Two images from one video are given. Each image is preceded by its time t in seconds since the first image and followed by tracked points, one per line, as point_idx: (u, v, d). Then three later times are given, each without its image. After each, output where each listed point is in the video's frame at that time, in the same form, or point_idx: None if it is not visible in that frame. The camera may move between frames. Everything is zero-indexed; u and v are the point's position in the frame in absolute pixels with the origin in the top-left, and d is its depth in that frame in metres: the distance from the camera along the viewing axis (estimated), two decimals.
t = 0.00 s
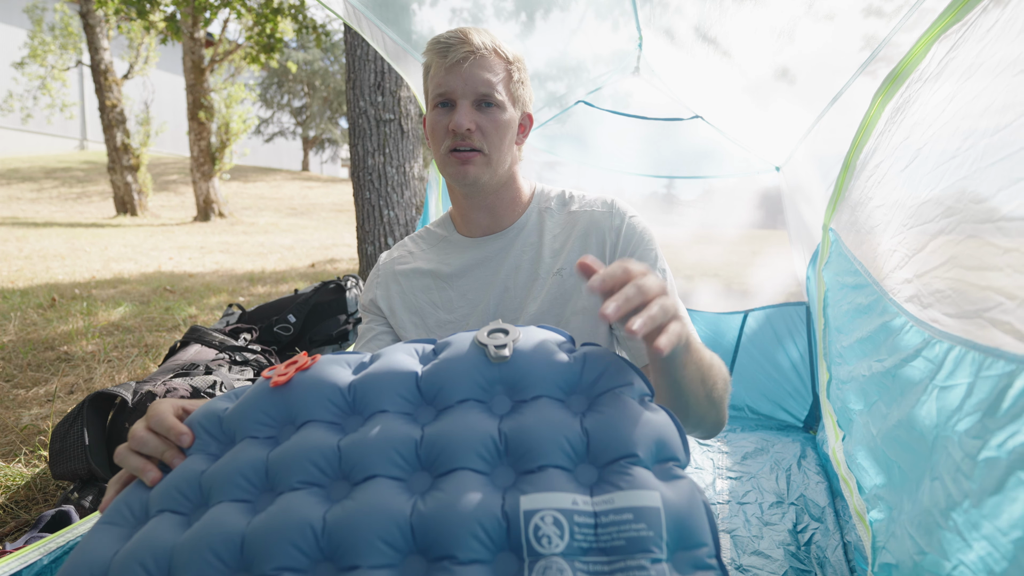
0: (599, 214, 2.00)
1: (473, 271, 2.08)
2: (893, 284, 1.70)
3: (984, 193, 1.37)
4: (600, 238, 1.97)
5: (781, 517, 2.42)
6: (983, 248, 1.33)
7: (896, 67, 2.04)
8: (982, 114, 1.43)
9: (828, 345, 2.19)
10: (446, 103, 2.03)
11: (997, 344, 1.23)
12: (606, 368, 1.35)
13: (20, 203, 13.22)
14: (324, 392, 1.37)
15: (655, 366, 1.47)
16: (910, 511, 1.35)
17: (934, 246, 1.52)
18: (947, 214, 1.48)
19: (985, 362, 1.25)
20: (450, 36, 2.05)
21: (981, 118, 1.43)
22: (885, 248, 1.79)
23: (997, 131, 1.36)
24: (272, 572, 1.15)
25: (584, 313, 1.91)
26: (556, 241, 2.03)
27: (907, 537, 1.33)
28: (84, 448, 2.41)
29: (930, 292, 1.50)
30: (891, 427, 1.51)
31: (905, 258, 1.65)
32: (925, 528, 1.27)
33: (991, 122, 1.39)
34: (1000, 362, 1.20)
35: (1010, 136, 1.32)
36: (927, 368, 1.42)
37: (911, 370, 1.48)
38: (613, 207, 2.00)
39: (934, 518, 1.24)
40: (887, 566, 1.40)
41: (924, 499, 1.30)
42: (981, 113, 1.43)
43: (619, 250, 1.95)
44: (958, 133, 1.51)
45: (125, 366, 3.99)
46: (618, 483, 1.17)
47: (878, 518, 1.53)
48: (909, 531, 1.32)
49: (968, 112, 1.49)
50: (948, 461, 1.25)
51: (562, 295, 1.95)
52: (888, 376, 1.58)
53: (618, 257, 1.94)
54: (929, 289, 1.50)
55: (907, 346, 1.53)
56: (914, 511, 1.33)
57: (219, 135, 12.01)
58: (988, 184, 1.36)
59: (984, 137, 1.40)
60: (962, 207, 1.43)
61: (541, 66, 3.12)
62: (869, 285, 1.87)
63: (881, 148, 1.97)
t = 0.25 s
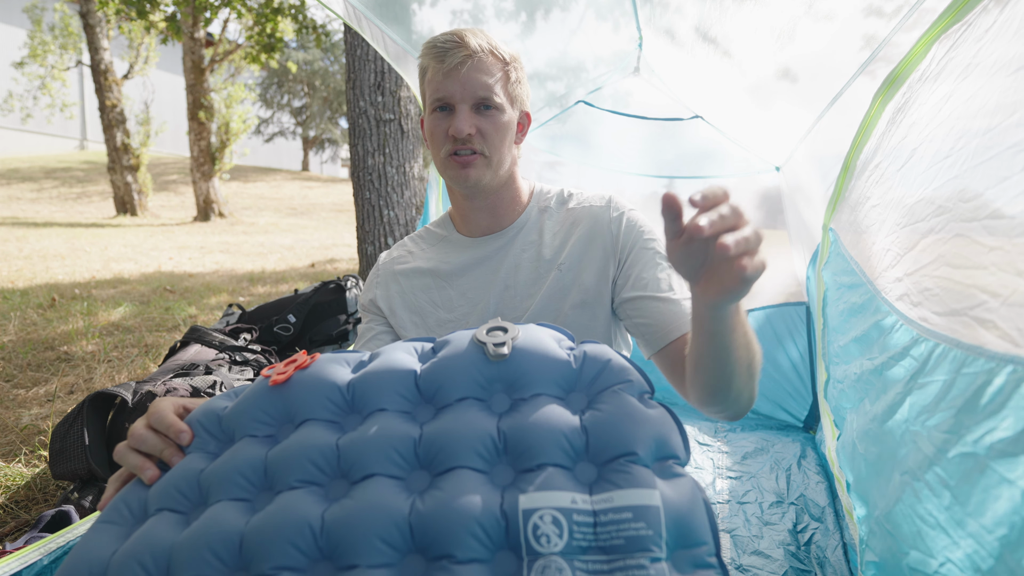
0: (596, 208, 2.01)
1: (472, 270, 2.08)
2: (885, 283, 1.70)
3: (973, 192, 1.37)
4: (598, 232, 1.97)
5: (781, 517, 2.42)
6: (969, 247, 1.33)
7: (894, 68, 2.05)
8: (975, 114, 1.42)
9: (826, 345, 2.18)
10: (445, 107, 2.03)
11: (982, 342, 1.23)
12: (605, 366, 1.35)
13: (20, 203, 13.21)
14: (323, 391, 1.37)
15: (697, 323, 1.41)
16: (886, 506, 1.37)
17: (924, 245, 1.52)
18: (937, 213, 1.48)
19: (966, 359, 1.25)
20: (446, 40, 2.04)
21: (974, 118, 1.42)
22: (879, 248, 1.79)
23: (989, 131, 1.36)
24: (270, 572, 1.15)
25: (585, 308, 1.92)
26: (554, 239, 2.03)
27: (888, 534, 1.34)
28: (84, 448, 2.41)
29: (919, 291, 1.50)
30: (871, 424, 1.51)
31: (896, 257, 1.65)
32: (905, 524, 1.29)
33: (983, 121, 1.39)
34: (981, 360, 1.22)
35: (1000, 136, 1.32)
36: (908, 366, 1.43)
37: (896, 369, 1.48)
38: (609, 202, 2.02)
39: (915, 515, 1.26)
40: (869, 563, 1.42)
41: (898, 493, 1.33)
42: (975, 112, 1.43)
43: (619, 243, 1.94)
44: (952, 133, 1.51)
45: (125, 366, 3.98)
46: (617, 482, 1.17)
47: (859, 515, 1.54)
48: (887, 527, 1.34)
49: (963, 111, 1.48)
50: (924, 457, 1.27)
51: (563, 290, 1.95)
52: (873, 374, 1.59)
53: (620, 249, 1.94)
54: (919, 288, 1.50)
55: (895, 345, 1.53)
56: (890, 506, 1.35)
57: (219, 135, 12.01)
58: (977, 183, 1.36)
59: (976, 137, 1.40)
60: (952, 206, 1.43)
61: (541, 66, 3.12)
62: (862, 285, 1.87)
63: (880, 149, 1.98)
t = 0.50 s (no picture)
0: (597, 205, 2.01)
1: (474, 270, 2.08)
2: (881, 284, 1.70)
3: (968, 192, 1.37)
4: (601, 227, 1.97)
5: (781, 516, 2.42)
6: (963, 247, 1.33)
7: (892, 70, 2.05)
8: (974, 114, 1.42)
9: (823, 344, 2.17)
10: (443, 113, 2.03)
11: (976, 342, 1.23)
12: (609, 369, 1.35)
13: (20, 203, 13.22)
14: (326, 392, 1.37)
15: (718, 291, 1.41)
16: (881, 506, 1.37)
17: (919, 245, 1.52)
18: (933, 214, 1.48)
19: (959, 359, 1.25)
20: (442, 44, 2.02)
21: (972, 119, 1.42)
22: (876, 248, 1.80)
23: (986, 130, 1.36)
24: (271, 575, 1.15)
25: (588, 305, 1.92)
26: (556, 237, 2.04)
27: (883, 534, 1.35)
28: (84, 448, 2.41)
29: (914, 290, 1.49)
30: (861, 422, 1.54)
31: (893, 257, 1.65)
32: (901, 524, 1.29)
33: (981, 121, 1.39)
34: (974, 360, 1.22)
35: (997, 136, 1.32)
36: (902, 365, 1.44)
37: (888, 368, 1.49)
38: (610, 199, 2.02)
39: (911, 516, 1.26)
40: (866, 563, 1.43)
41: (892, 493, 1.33)
42: (973, 113, 1.43)
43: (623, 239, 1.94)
44: (951, 133, 1.51)
45: (125, 366, 3.99)
46: (621, 489, 1.17)
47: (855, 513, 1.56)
48: (882, 528, 1.35)
49: (961, 112, 1.48)
50: (919, 456, 1.27)
51: (566, 287, 1.95)
52: (866, 373, 1.59)
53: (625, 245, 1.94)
54: (913, 288, 1.50)
55: (888, 344, 1.54)
56: (884, 506, 1.35)
57: (219, 135, 12.01)
58: (972, 183, 1.36)
59: (973, 137, 1.40)
60: (947, 206, 1.43)
61: (541, 67, 3.12)
62: (858, 285, 1.88)
63: (880, 150, 1.98)
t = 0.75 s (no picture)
0: (601, 208, 2.02)
1: (476, 271, 2.08)
2: (879, 283, 1.70)
3: (966, 192, 1.37)
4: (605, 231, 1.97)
5: (781, 516, 2.42)
6: (961, 247, 1.33)
7: (891, 71, 2.05)
8: (972, 114, 1.42)
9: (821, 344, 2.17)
10: (449, 123, 2.01)
11: (974, 342, 1.23)
12: (609, 369, 1.36)
13: (20, 203, 13.21)
14: (326, 392, 1.37)
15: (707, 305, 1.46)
16: (882, 506, 1.37)
17: (918, 245, 1.52)
18: (932, 213, 1.48)
19: (958, 358, 1.25)
20: (446, 52, 1.98)
21: (970, 119, 1.42)
22: (874, 248, 1.80)
23: (985, 130, 1.36)
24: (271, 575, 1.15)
25: (591, 307, 1.93)
26: (559, 239, 2.04)
27: (883, 533, 1.34)
28: (84, 448, 2.41)
29: (912, 290, 1.49)
30: (862, 422, 1.54)
31: (891, 257, 1.65)
32: (899, 523, 1.29)
33: (980, 121, 1.38)
34: (973, 359, 1.21)
35: (995, 136, 1.32)
36: (902, 365, 1.43)
37: (888, 368, 1.49)
38: (614, 201, 2.02)
39: (908, 514, 1.26)
40: (865, 562, 1.42)
41: (893, 493, 1.33)
42: (971, 113, 1.43)
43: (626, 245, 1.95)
44: (949, 132, 1.50)
45: (125, 366, 3.99)
46: (621, 488, 1.17)
47: (856, 514, 1.55)
48: (882, 527, 1.35)
49: (960, 111, 1.48)
50: (917, 455, 1.27)
51: (568, 290, 1.96)
52: (866, 373, 1.59)
53: (627, 251, 1.95)
54: (911, 288, 1.50)
55: (886, 344, 1.54)
56: (885, 506, 1.35)
57: (219, 135, 12.01)
58: (971, 183, 1.36)
59: (972, 137, 1.40)
60: (945, 206, 1.43)
61: (541, 67, 3.12)
62: (856, 284, 1.88)
63: (877, 150, 1.98)
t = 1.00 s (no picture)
0: (604, 211, 2.01)
1: (476, 271, 2.08)
2: (878, 283, 1.70)
3: (966, 192, 1.37)
4: (608, 237, 1.98)
5: (781, 516, 2.42)
6: (961, 247, 1.33)
7: (891, 71, 2.05)
8: (971, 115, 1.42)
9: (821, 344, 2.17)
10: (448, 118, 2.01)
11: (975, 342, 1.22)
12: (610, 370, 1.36)
13: (20, 203, 13.21)
14: (326, 393, 1.37)
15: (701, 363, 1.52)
16: (882, 507, 1.37)
17: (917, 244, 1.52)
18: (931, 213, 1.48)
19: (958, 359, 1.25)
20: (447, 47, 1.98)
21: (969, 119, 1.42)
22: (872, 248, 1.80)
23: (983, 131, 1.36)
24: None
25: (592, 310, 1.93)
26: (560, 240, 2.04)
27: (884, 533, 1.34)
28: (84, 448, 2.41)
29: (912, 290, 1.49)
30: (861, 423, 1.54)
31: (889, 257, 1.65)
32: (900, 523, 1.29)
33: (979, 122, 1.38)
34: (974, 360, 1.21)
35: (995, 136, 1.32)
36: (901, 365, 1.44)
37: (887, 368, 1.50)
38: (618, 204, 2.01)
39: (910, 515, 1.26)
40: (865, 563, 1.43)
41: (893, 493, 1.33)
42: (970, 113, 1.43)
43: (627, 253, 1.97)
44: (948, 133, 1.51)
45: (125, 366, 3.99)
46: (622, 491, 1.17)
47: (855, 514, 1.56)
48: (883, 527, 1.35)
49: (959, 111, 1.48)
50: (918, 455, 1.27)
51: (568, 293, 1.96)
52: (865, 372, 1.60)
53: (626, 260, 1.97)
54: (911, 288, 1.50)
55: (885, 344, 1.54)
56: (885, 506, 1.35)
57: (219, 135, 12.00)
58: (971, 184, 1.36)
59: (971, 137, 1.40)
60: (944, 206, 1.43)
61: (541, 67, 3.12)
62: (855, 285, 1.88)
63: (876, 150, 1.98)
